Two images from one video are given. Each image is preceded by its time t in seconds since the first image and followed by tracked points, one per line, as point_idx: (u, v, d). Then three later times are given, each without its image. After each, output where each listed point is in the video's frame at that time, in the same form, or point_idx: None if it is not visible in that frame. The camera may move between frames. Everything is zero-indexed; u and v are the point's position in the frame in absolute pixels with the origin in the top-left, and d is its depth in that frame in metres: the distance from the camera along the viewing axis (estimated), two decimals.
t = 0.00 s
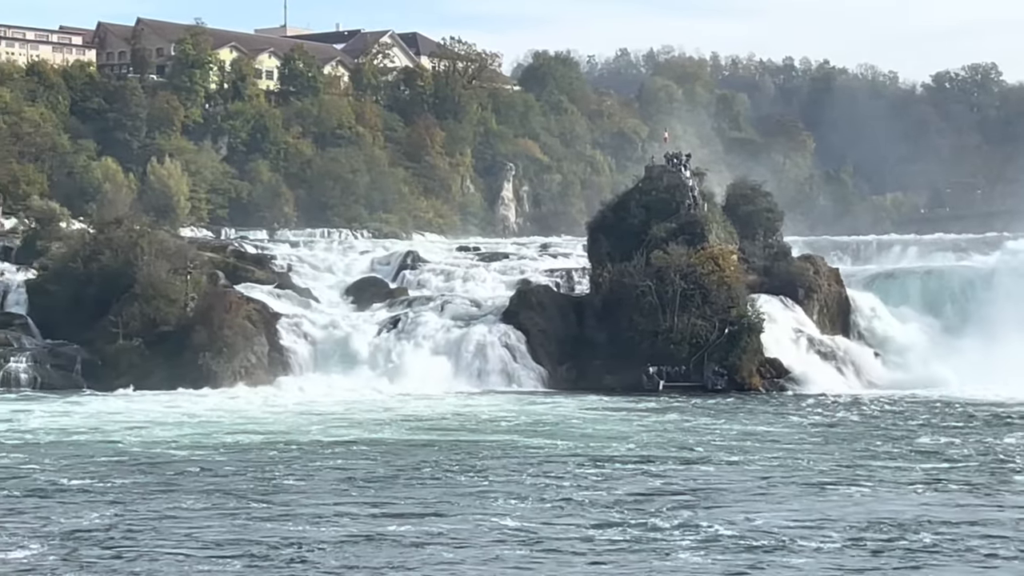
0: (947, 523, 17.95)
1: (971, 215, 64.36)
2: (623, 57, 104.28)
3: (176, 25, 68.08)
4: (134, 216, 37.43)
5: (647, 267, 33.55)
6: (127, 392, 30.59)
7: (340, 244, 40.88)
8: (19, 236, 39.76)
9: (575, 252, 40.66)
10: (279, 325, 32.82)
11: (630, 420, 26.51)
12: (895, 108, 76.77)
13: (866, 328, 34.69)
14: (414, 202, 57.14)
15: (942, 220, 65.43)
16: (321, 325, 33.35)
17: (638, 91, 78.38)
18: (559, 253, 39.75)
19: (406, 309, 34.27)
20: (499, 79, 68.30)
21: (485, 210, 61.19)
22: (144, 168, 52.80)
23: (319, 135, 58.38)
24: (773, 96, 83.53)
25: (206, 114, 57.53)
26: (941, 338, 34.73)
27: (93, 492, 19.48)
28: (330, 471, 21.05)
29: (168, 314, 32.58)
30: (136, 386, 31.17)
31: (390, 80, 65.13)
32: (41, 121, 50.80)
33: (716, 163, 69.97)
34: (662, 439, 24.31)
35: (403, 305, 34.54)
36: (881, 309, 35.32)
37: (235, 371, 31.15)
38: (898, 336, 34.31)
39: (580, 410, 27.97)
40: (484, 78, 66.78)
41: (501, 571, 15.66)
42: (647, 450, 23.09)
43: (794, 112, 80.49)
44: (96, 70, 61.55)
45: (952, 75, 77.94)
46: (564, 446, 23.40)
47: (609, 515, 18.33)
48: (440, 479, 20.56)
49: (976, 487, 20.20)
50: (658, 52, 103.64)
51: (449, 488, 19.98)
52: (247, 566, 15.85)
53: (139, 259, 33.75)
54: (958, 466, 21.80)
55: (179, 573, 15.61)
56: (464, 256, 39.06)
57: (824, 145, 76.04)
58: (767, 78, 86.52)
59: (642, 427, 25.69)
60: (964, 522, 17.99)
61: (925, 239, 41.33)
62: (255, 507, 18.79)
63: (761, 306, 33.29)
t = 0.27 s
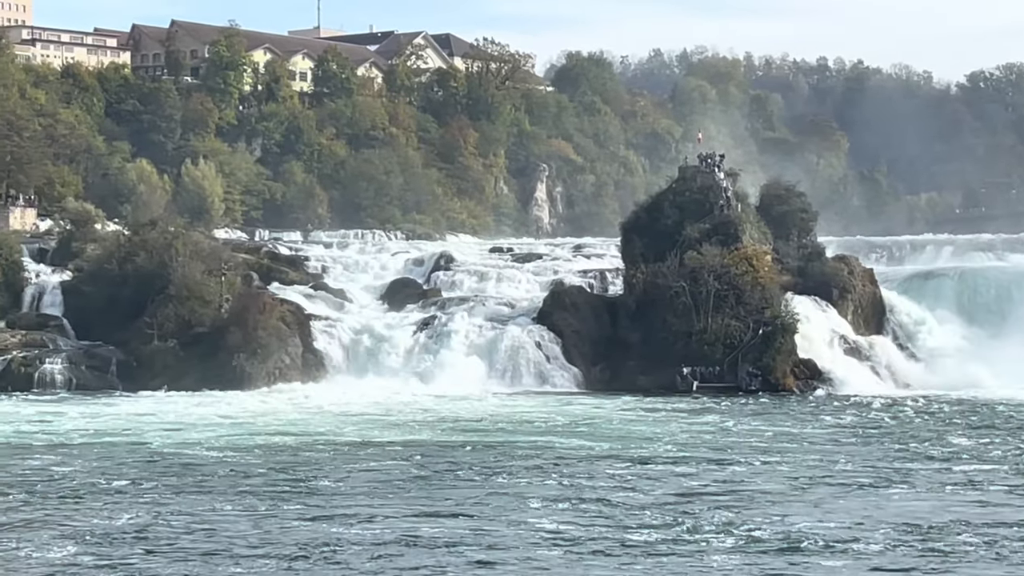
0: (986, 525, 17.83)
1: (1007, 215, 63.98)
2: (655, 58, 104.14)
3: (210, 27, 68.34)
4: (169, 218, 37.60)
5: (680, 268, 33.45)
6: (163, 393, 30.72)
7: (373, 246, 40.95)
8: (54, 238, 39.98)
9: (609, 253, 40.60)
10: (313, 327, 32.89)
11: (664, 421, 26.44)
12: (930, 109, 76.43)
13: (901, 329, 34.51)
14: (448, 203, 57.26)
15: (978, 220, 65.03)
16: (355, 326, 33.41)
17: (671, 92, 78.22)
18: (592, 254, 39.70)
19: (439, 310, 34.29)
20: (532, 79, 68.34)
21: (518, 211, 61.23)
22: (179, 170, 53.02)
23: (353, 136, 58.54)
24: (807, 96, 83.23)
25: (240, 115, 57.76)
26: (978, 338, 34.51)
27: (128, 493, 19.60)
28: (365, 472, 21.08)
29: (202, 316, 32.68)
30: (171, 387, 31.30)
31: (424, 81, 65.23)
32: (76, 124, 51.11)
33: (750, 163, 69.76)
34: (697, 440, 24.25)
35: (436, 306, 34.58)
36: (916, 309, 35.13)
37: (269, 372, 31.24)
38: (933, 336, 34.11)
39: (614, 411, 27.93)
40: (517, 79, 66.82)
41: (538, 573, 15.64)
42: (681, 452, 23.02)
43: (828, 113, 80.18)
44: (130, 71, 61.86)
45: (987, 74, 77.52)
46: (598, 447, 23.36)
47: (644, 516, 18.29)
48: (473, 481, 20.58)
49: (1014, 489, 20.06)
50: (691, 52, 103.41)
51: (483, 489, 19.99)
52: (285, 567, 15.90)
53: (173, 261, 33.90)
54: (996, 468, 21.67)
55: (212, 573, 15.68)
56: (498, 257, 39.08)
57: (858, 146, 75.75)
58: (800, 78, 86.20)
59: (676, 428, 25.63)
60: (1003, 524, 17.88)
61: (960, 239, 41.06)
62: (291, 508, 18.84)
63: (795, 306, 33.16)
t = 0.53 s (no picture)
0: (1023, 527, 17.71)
1: None
2: (689, 58, 103.95)
3: (243, 29, 68.56)
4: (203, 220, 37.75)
5: (713, 268, 33.36)
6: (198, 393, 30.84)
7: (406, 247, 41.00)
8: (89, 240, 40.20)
9: (641, 254, 40.52)
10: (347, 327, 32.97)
11: (698, 422, 26.36)
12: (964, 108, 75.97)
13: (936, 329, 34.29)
14: (481, 203, 57.27)
15: (1014, 220, 64.61)
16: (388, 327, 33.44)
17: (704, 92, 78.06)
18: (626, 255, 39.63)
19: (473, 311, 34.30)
20: (565, 80, 68.32)
21: (551, 211, 61.17)
22: (212, 171, 53.19)
23: (386, 137, 58.63)
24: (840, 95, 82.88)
25: (273, 117, 57.93)
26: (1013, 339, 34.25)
27: (163, 493, 19.71)
28: (399, 473, 21.09)
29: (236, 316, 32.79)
30: (205, 387, 31.42)
31: (456, 82, 65.28)
32: (110, 125, 51.40)
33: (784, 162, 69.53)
34: (731, 441, 24.17)
35: (469, 307, 34.59)
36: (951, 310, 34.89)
37: (302, 372, 31.33)
38: (969, 336, 33.88)
39: (647, 412, 27.87)
40: (549, 80, 66.82)
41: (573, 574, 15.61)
42: (715, 453, 22.95)
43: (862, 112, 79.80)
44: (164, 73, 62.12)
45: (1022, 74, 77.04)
46: (632, 448, 23.32)
47: (678, 517, 18.28)
48: (506, 481, 20.60)
49: None
50: (725, 52, 103.13)
51: (517, 489, 20.02)
52: (320, 568, 15.91)
53: (207, 262, 34.06)
54: None
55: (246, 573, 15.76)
56: (530, 258, 39.08)
57: (892, 146, 75.37)
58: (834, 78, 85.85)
59: (710, 429, 25.54)
60: None
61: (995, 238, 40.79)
62: (325, 509, 18.87)
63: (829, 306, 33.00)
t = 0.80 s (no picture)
0: None
1: None
2: (721, 59, 103.72)
3: (276, 31, 68.74)
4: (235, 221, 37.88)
5: (746, 269, 33.24)
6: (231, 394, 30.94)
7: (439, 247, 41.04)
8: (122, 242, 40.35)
9: (674, 254, 40.42)
10: (380, 327, 33.02)
11: (731, 423, 26.27)
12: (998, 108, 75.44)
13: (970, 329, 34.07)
14: (513, 204, 57.30)
15: None
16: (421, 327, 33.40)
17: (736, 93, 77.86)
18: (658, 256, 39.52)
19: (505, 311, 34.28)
20: (598, 81, 68.26)
21: (583, 212, 61.10)
22: (246, 172, 53.30)
23: (418, 138, 58.69)
24: (873, 95, 82.47)
25: (306, 118, 58.06)
26: None
27: (197, 494, 19.77)
28: (432, 475, 21.11)
29: (269, 317, 32.88)
30: (239, 388, 31.52)
31: (488, 83, 65.30)
32: (144, 127, 51.59)
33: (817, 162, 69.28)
34: (765, 442, 24.08)
35: (502, 308, 34.58)
36: (986, 310, 34.66)
37: (335, 373, 31.40)
38: (1003, 336, 33.64)
39: (679, 413, 27.79)
40: (582, 81, 66.77)
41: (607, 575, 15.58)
42: (749, 453, 22.87)
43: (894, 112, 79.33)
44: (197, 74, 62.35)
45: None
46: (665, 449, 23.25)
47: (712, 518, 18.21)
48: (541, 482, 20.57)
49: None
50: (756, 52, 102.82)
51: (551, 490, 19.99)
52: (355, 569, 15.93)
53: (241, 264, 34.21)
54: None
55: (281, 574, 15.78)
56: (563, 258, 39.04)
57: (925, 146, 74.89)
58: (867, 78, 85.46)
59: (743, 429, 25.46)
60: None
61: None
62: (359, 510, 18.90)
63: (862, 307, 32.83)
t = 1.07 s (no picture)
0: None
1: None
2: (756, 59, 103.35)
3: (310, 32, 68.97)
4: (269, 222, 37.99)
5: (780, 270, 33.09)
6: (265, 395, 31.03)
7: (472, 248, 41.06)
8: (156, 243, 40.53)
9: (707, 255, 40.30)
10: (413, 328, 33.05)
11: (764, 423, 26.18)
12: None
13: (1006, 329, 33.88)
14: (546, 205, 57.30)
15: None
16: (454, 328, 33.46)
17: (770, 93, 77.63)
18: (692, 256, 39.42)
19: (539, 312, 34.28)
20: (632, 81, 68.21)
21: (616, 213, 61.02)
22: (279, 173, 53.46)
23: (451, 139, 58.78)
24: (907, 95, 82.01)
25: (340, 120, 58.19)
26: None
27: (230, 494, 19.83)
28: (464, 476, 21.11)
29: (302, 318, 32.93)
30: (273, 388, 31.61)
31: (521, 84, 65.32)
32: (177, 128, 51.88)
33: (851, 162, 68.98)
34: (798, 443, 23.98)
35: (535, 308, 34.56)
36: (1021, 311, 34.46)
37: (369, 374, 31.43)
38: None
39: (713, 414, 27.72)
40: (615, 82, 66.73)
41: None
42: (782, 454, 22.78)
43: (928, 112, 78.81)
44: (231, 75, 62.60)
45: None
46: (698, 450, 23.18)
47: (744, 520, 18.15)
48: (574, 483, 20.54)
49: None
50: (791, 52, 102.42)
51: (583, 491, 19.97)
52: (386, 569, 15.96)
53: (274, 265, 34.28)
54: None
55: None
56: (596, 259, 38.97)
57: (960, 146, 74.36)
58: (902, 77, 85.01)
59: (777, 431, 25.35)
60: None
61: None
62: (391, 511, 18.92)
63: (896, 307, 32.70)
